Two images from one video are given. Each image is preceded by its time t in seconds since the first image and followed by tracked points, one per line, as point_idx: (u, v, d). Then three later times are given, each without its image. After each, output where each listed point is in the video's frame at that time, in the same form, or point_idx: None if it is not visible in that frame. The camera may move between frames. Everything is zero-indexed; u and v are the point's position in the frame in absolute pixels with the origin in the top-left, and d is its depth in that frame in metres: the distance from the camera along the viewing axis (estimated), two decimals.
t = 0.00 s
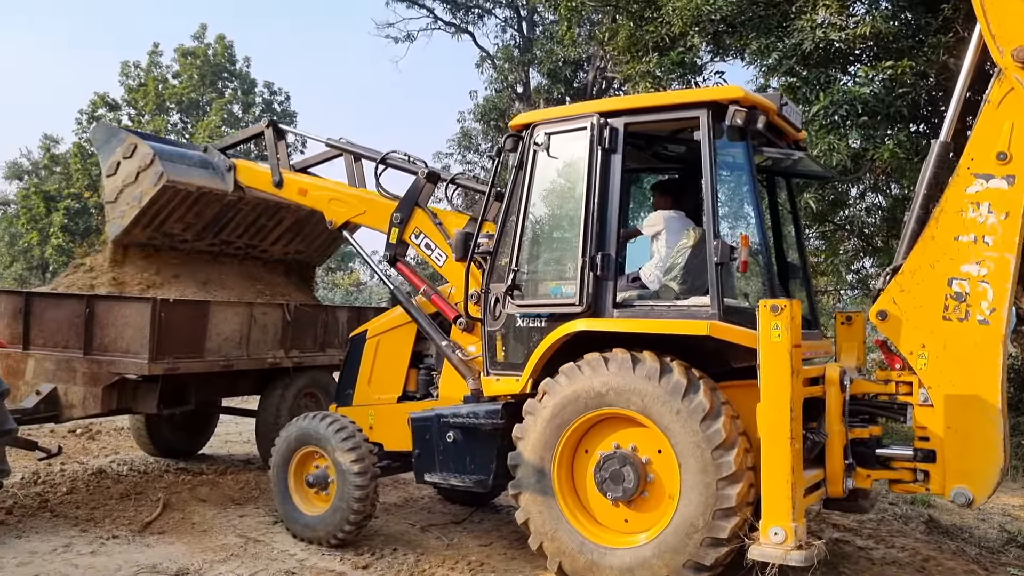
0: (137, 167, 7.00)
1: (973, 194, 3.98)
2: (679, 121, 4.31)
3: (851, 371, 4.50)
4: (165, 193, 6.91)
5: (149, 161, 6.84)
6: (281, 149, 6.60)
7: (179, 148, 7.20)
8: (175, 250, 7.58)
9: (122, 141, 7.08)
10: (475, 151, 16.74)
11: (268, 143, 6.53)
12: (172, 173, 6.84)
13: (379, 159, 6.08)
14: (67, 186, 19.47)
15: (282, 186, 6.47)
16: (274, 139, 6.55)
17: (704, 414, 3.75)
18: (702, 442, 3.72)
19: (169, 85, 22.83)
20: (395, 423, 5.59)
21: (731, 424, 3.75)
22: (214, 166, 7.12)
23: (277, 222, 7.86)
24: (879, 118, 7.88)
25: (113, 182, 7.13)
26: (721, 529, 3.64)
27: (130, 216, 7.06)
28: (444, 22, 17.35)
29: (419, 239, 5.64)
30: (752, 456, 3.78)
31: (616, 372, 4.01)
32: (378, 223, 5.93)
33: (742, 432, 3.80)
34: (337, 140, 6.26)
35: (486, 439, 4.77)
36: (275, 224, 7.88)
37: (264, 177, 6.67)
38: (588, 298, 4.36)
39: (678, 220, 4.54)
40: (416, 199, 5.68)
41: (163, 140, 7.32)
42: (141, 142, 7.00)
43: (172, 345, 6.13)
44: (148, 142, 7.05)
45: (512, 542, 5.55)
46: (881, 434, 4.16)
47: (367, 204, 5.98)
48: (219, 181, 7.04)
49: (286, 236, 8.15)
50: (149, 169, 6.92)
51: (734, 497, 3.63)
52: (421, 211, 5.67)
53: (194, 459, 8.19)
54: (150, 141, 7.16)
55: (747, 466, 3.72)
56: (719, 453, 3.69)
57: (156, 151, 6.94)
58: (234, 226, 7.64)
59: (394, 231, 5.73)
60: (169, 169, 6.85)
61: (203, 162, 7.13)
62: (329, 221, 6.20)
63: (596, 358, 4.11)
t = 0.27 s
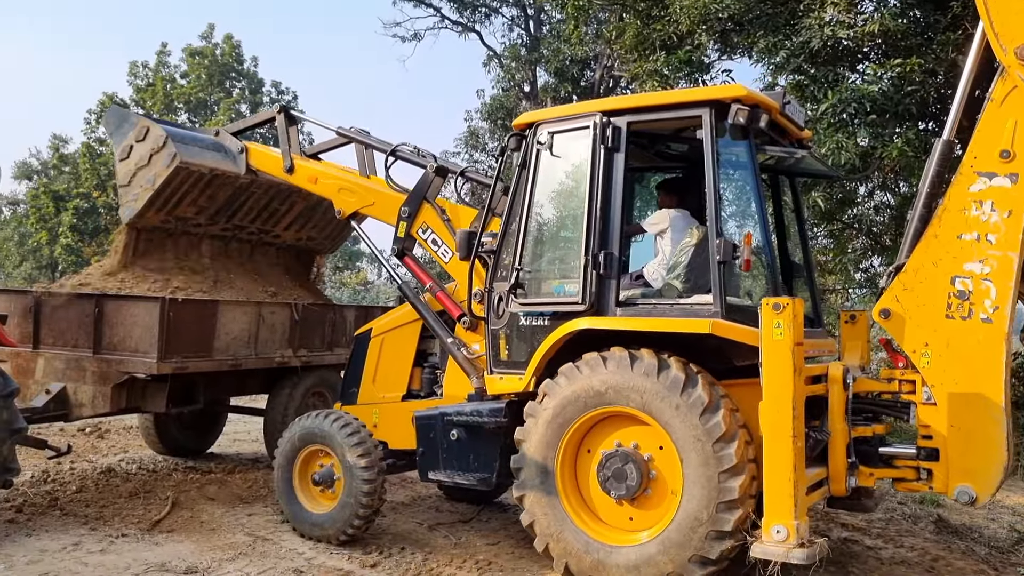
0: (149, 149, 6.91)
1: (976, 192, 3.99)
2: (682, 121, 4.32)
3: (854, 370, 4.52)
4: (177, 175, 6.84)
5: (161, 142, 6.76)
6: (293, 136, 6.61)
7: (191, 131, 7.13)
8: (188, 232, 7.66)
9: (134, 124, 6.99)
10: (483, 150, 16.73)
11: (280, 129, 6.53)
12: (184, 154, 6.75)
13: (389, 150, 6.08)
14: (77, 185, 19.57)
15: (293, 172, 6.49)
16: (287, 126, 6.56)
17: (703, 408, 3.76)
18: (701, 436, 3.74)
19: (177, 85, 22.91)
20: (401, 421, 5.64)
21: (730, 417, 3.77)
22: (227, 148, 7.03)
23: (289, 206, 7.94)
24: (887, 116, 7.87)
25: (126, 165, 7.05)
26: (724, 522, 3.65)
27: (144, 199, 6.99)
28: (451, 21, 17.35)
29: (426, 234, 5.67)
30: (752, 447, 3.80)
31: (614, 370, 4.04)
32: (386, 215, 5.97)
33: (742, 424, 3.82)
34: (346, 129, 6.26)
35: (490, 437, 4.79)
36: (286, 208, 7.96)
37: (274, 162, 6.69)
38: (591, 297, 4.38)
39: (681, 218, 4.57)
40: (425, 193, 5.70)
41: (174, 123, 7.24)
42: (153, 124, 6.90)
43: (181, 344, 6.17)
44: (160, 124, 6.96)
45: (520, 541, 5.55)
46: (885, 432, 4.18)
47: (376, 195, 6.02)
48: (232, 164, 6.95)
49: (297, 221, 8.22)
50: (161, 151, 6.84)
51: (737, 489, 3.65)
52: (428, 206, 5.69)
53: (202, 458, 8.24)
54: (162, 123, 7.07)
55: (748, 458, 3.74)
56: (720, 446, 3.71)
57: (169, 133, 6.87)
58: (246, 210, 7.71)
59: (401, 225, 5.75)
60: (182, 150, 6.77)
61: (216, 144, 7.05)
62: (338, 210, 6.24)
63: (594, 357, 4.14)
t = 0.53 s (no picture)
0: (156, 133, 6.88)
1: (969, 196, 3.99)
2: (679, 122, 4.33)
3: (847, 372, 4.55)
4: (182, 159, 6.81)
5: (168, 126, 6.73)
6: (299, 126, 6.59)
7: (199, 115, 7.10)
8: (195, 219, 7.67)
9: (143, 107, 6.97)
10: (486, 150, 16.69)
11: (287, 117, 6.52)
12: (190, 139, 6.72)
13: (393, 143, 6.05)
14: (81, 186, 19.57)
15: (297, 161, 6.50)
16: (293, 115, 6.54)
17: (686, 397, 3.83)
18: (688, 426, 3.79)
19: (181, 85, 22.89)
20: (396, 419, 5.66)
21: (714, 405, 3.82)
22: (234, 133, 7.00)
23: (295, 193, 7.75)
24: (892, 115, 7.85)
25: (133, 148, 7.03)
26: (717, 510, 3.68)
27: (149, 182, 6.98)
28: (454, 21, 17.32)
29: (426, 230, 5.67)
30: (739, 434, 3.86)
31: (596, 371, 4.12)
32: (388, 209, 5.97)
33: (727, 412, 3.87)
34: (351, 120, 6.24)
35: (485, 435, 4.80)
36: (292, 194, 7.77)
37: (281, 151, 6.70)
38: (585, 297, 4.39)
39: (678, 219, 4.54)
40: (426, 189, 5.70)
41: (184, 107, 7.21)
42: (161, 108, 6.88)
43: (184, 345, 6.14)
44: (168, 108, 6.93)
45: (524, 542, 5.55)
46: (876, 434, 4.22)
47: (379, 188, 6.02)
48: (238, 149, 6.91)
49: (303, 208, 8.05)
50: (167, 135, 6.81)
51: (727, 476, 3.69)
52: (429, 202, 5.69)
53: (206, 459, 8.27)
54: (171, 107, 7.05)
55: (735, 445, 3.79)
56: (706, 434, 3.76)
57: (177, 116, 6.84)
58: (251, 196, 7.59)
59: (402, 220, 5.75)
60: (188, 134, 6.73)
61: (223, 129, 7.01)
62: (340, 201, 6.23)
63: (579, 360, 4.21)
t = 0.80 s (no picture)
0: (149, 126, 6.90)
1: (954, 193, 4.02)
2: (670, 121, 4.35)
3: (835, 369, 4.59)
4: (173, 159, 6.87)
5: (162, 125, 6.75)
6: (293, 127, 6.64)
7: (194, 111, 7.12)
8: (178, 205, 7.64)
9: (138, 98, 6.96)
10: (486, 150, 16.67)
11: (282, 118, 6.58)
12: (182, 141, 6.76)
13: (385, 143, 6.09)
14: (81, 186, 19.56)
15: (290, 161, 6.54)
16: (288, 113, 6.61)
17: (667, 387, 3.91)
18: (672, 415, 3.86)
19: (181, 86, 22.87)
20: (390, 417, 5.69)
21: (695, 393, 3.89)
22: (227, 134, 7.05)
23: (283, 190, 7.85)
24: (892, 114, 7.83)
25: (125, 137, 7.04)
26: (707, 494, 3.74)
27: (136, 174, 7.01)
28: (454, 21, 17.31)
29: (417, 230, 5.71)
30: (723, 420, 3.92)
31: (578, 369, 4.19)
32: (380, 209, 6.02)
33: (709, 400, 3.93)
34: (343, 121, 6.27)
35: (477, 432, 4.84)
36: (280, 192, 7.87)
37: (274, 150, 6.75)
38: (574, 295, 4.42)
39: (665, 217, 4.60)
40: (418, 189, 5.74)
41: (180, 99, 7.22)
42: (155, 103, 6.89)
43: (186, 345, 6.07)
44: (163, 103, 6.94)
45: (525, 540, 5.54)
46: (864, 431, 4.26)
47: (371, 188, 6.05)
48: (229, 151, 7.01)
49: (290, 203, 8.13)
50: (160, 132, 6.83)
51: (713, 460, 3.74)
52: (421, 202, 5.74)
53: (207, 459, 8.29)
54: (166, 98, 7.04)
55: (719, 429, 3.85)
56: (690, 420, 3.83)
57: (172, 114, 6.86)
58: (239, 190, 7.64)
59: (394, 220, 5.79)
60: (181, 136, 6.77)
61: (217, 128, 7.05)
62: (333, 202, 6.27)
63: (561, 360, 4.27)
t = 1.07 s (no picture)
0: (139, 133, 6.87)
1: (945, 192, 4.04)
2: (661, 120, 4.35)
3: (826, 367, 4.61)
4: (167, 160, 6.81)
5: (152, 127, 6.74)
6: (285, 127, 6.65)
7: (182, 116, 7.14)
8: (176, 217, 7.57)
9: (126, 109, 6.96)
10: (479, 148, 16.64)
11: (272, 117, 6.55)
12: (175, 141, 6.74)
13: (376, 142, 6.07)
14: (72, 185, 19.43)
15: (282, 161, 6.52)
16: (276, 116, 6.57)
17: (657, 383, 3.92)
18: (662, 412, 3.87)
19: (172, 84, 22.76)
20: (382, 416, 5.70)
21: (685, 390, 3.90)
22: (217, 136, 7.06)
23: (279, 193, 7.77)
24: (883, 112, 7.86)
25: (116, 150, 7.00)
26: (699, 491, 3.73)
27: (132, 181, 6.92)
28: (447, 20, 17.28)
29: (409, 229, 5.70)
30: (713, 416, 3.93)
31: (568, 368, 4.19)
32: (372, 209, 6.00)
33: (699, 396, 3.94)
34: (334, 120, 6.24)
35: (470, 431, 4.84)
36: (276, 196, 7.78)
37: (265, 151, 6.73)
38: (566, 294, 4.42)
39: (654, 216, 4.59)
40: (409, 188, 5.72)
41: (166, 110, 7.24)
42: (144, 110, 6.88)
43: (177, 344, 6.03)
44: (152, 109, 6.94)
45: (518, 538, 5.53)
46: (855, 429, 4.28)
47: (363, 187, 6.03)
48: (222, 151, 7.01)
49: (287, 208, 8.05)
50: (151, 136, 6.81)
51: (704, 456, 3.75)
52: (413, 201, 5.72)
53: (199, 458, 8.26)
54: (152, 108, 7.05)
55: (710, 425, 3.86)
56: (680, 417, 3.83)
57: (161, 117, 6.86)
58: (236, 196, 7.54)
59: (386, 219, 5.77)
60: (173, 137, 6.75)
61: (207, 132, 7.06)
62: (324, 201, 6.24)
63: (550, 360, 4.28)
